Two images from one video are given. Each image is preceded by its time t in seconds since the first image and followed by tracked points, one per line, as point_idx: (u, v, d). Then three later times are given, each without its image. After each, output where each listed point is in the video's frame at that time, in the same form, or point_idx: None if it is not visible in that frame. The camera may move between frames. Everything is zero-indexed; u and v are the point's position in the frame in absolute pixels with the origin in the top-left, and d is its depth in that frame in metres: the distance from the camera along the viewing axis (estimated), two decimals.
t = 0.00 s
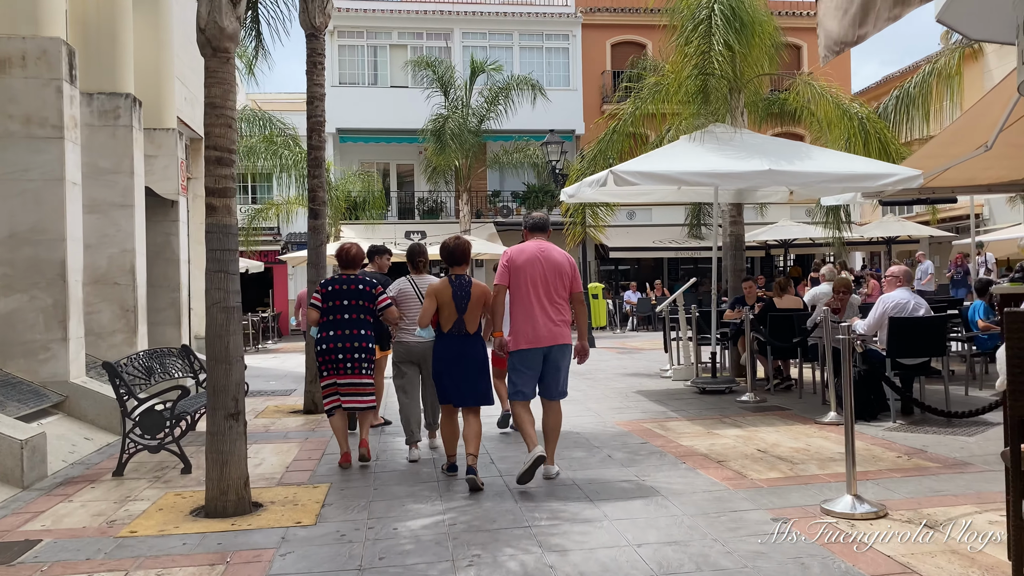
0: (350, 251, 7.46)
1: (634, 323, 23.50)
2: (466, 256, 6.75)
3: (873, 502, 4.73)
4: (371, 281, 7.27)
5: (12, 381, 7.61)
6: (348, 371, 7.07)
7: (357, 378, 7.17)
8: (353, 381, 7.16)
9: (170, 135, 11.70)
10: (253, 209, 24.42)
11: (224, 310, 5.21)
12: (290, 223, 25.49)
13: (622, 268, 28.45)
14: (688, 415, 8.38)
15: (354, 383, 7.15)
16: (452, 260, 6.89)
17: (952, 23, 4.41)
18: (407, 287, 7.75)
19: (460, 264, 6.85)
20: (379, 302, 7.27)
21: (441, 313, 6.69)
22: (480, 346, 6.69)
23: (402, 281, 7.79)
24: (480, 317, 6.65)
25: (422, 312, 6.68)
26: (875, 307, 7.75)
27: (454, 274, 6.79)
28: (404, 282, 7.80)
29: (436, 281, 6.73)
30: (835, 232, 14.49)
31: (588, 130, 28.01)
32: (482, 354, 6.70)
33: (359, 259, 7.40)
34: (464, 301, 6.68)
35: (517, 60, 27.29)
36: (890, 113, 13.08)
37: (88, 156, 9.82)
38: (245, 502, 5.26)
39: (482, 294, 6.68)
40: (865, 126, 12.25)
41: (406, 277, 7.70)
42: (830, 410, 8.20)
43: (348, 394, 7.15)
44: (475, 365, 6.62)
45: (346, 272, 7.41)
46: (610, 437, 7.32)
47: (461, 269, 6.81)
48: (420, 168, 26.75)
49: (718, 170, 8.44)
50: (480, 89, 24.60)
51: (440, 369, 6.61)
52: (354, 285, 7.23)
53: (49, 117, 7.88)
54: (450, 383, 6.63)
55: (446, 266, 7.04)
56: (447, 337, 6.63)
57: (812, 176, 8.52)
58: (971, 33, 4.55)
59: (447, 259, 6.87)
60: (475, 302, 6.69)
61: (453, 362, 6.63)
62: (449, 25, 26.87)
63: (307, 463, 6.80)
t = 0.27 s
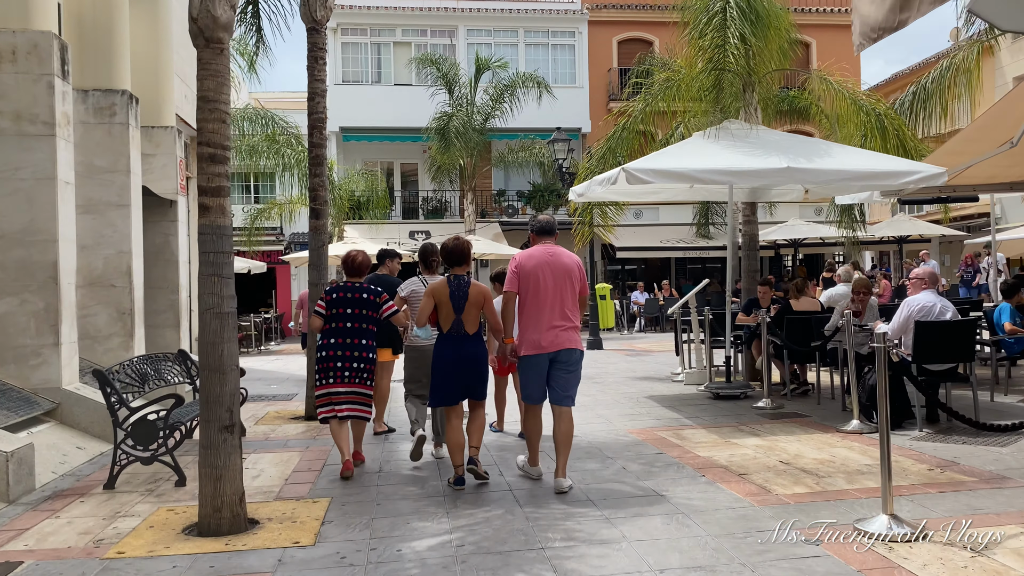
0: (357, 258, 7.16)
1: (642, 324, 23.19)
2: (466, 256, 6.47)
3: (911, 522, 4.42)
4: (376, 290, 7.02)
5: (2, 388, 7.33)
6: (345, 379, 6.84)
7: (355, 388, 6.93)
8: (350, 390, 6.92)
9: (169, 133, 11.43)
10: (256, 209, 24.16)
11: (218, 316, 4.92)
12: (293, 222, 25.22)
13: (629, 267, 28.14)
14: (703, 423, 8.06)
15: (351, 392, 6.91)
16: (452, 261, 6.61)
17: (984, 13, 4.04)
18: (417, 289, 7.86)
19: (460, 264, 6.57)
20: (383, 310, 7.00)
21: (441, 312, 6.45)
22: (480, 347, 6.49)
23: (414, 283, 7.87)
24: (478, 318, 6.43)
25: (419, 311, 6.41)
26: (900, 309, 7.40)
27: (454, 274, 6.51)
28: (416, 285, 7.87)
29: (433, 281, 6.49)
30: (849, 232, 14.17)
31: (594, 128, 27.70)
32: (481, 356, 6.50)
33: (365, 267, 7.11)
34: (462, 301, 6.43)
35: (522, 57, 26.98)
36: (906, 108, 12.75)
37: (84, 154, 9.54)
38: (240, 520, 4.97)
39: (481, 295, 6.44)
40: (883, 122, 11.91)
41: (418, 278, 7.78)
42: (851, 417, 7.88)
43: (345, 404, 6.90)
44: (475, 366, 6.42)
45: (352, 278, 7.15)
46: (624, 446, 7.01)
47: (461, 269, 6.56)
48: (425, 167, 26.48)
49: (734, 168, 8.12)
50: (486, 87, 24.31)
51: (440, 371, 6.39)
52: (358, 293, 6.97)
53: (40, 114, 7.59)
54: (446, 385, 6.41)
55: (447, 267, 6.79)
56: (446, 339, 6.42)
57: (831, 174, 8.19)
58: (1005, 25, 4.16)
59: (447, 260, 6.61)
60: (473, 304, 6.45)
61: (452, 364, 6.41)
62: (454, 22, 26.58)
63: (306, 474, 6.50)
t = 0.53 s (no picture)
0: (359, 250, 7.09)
1: (646, 322, 22.91)
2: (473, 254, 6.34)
3: (949, 531, 4.15)
4: (378, 281, 6.98)
5: None
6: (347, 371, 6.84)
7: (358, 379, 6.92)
8: (353, 382, 6.92)
9: (166, 125, 11.19)
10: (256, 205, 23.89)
11: (211, 311, 4.64)
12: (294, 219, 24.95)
13: (633, 264, 27.89)
14: (717, 423, 7.78)
15: (355, 383, 6.92)
16: (460, 260, 6.52)
17: None
18: (423, 285, 7.50)
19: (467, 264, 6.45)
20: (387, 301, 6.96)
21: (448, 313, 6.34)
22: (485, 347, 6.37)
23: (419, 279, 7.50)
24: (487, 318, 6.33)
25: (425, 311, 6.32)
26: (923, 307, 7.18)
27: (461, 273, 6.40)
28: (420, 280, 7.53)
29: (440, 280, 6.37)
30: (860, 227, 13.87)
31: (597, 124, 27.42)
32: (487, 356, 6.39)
33: (368, 258, 7.05)
34: (468, 302, 6.30)
35: (525, 51, 26.68)
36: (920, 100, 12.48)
37: (77, 145, 9.26)
38: (235, 527, 4.70)
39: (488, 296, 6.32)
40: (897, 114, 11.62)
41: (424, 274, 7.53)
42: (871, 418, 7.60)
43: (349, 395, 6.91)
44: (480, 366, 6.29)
45: (354, 270, 7.11)
46: (635, 447, 6.73)
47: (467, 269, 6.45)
48: (427, 163, 26.21)
49: (748, 158, 7.84)
50: (488, 81, 24.04)
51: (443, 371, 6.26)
52: (361, 285, 6.92)
53: (29, 102, 7.32)
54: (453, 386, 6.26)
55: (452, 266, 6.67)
56: (452, 339, 6.28)
57: (849, 164, 7.91)
58: None
59: (454, 259, 6.51)
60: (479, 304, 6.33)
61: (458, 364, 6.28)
62: (456, 16, 26.30)
63: (305, 476, 6.22)
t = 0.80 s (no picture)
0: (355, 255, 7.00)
1: (649, 321, 22.65)
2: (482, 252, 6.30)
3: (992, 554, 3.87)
4: (375, 285, 6.82)
5: None
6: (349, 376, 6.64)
7: (361, 385, 6.71)
8: (356, 388, 6.71)
9: (162, 121, 10.92)
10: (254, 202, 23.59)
11: (202, 316, 4.36)
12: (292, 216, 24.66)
13: (635, 263, 27.63)
14: (730, 429, 7.51)
15: (358, 390, 6.70)
16: (469, 257, 6.43)
17: None
18: (418, 287, 7.32)
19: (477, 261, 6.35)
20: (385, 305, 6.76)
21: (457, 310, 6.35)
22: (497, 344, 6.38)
23: (413, 282, 7.35)
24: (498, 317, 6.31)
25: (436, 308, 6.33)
26: (949, 309, 6.76)
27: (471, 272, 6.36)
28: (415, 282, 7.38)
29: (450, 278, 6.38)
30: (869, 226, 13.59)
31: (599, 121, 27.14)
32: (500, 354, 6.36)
33: (363, 263, 6.95)
34: (479, 300, 6.28)
35: (527, 47, 26.37)
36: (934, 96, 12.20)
37: (68, 141, 8.96)
38: (228, 545, 4.42)
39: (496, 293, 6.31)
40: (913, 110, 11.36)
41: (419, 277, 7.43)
42: (892, 424, 7.33)
43: (352, 402, 6.70)
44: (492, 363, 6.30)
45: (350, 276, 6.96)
46: (647, 456, 6.46)
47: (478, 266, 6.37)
48: (427, 160, 25.92)
49: (763, 155, 7.56)
50: (490, 77, 23.75)
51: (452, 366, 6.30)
52: (357, 289, 6.78)
53: (16, 95, 7.03)
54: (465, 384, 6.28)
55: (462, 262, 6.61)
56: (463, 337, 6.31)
57: (867, 161, 7.64)
58: None
59: (464, 256, 6.41)
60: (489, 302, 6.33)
61: (468, 361, 6.28)
62: (457, 11, 26.00)
63: (303, 487, 5.94)
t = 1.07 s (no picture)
0: (352, 245, 6.71)
1: (648, 317, 22.37)
2: (481, 250, 6.15)
3: None
4: (371, 276, 6.66)
5: None
6: (343, 367, 6.50)
7: (354, 376, 6.57)
8: (349, 379, 6.56)
9: (151, 112, 10.59)
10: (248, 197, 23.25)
11: (187, 310, 4.08)
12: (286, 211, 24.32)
13: (633, 259, 27.34)
14: (740, 428, 7.25)
15: (351, 381, 6.55)
16: (466, 255, 6.29)
17: None
18: (408, 280, 7.09)
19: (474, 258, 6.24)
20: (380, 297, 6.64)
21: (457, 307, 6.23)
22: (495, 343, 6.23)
23: (402, 273, 7.14)
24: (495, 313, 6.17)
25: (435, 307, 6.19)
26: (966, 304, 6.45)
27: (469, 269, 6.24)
28: (407, 274, 7.14)
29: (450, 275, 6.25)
30: (875, 220, 13.32)
31: (597, 115, 26.86)
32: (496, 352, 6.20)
33: (361, 253, 6.70)
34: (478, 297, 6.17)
35: (524, 40, 26.03)
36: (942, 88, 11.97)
37: (52, 131, 8.64)
38: (215, 554, 4.14)
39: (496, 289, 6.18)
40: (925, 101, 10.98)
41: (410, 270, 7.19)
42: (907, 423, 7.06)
43: (343, 393, 6.55)
44: (488, 362, 6.14)
45: (346, 266, 6.70)
46: (655, 457, 6.20)
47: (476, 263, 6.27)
48: (423, 155, 25.60)
49: (774, 144, 7.30)
50: (486, 70, 23.44)
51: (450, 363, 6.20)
52: (353, 280, 6.61)
53: None
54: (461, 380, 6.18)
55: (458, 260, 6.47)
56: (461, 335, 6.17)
57: (882, 151, 7.38)
58: None
59: (460, 253, 6.28)
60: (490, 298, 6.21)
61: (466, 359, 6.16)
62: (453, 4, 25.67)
63: (296, 490, 5.66)
